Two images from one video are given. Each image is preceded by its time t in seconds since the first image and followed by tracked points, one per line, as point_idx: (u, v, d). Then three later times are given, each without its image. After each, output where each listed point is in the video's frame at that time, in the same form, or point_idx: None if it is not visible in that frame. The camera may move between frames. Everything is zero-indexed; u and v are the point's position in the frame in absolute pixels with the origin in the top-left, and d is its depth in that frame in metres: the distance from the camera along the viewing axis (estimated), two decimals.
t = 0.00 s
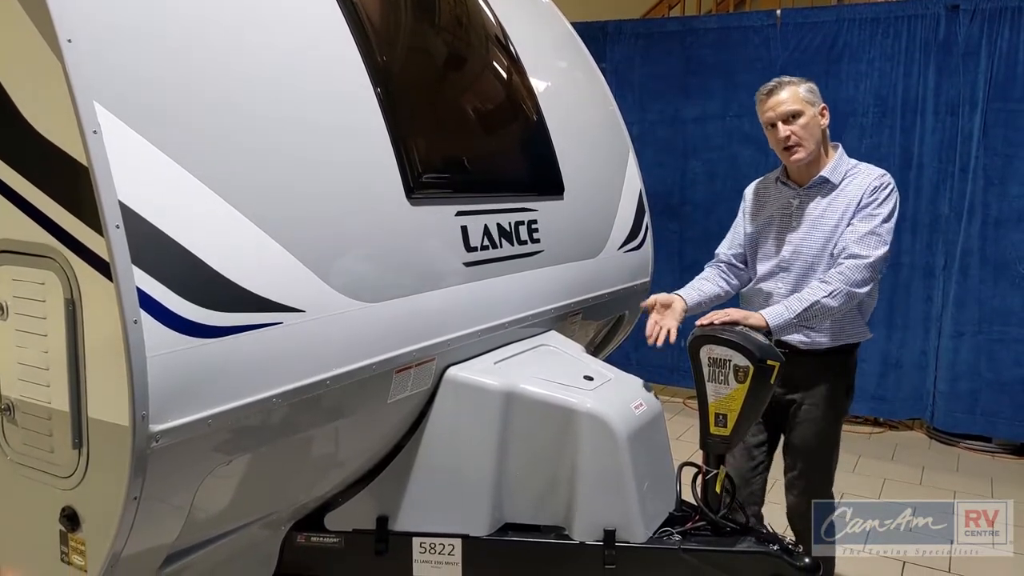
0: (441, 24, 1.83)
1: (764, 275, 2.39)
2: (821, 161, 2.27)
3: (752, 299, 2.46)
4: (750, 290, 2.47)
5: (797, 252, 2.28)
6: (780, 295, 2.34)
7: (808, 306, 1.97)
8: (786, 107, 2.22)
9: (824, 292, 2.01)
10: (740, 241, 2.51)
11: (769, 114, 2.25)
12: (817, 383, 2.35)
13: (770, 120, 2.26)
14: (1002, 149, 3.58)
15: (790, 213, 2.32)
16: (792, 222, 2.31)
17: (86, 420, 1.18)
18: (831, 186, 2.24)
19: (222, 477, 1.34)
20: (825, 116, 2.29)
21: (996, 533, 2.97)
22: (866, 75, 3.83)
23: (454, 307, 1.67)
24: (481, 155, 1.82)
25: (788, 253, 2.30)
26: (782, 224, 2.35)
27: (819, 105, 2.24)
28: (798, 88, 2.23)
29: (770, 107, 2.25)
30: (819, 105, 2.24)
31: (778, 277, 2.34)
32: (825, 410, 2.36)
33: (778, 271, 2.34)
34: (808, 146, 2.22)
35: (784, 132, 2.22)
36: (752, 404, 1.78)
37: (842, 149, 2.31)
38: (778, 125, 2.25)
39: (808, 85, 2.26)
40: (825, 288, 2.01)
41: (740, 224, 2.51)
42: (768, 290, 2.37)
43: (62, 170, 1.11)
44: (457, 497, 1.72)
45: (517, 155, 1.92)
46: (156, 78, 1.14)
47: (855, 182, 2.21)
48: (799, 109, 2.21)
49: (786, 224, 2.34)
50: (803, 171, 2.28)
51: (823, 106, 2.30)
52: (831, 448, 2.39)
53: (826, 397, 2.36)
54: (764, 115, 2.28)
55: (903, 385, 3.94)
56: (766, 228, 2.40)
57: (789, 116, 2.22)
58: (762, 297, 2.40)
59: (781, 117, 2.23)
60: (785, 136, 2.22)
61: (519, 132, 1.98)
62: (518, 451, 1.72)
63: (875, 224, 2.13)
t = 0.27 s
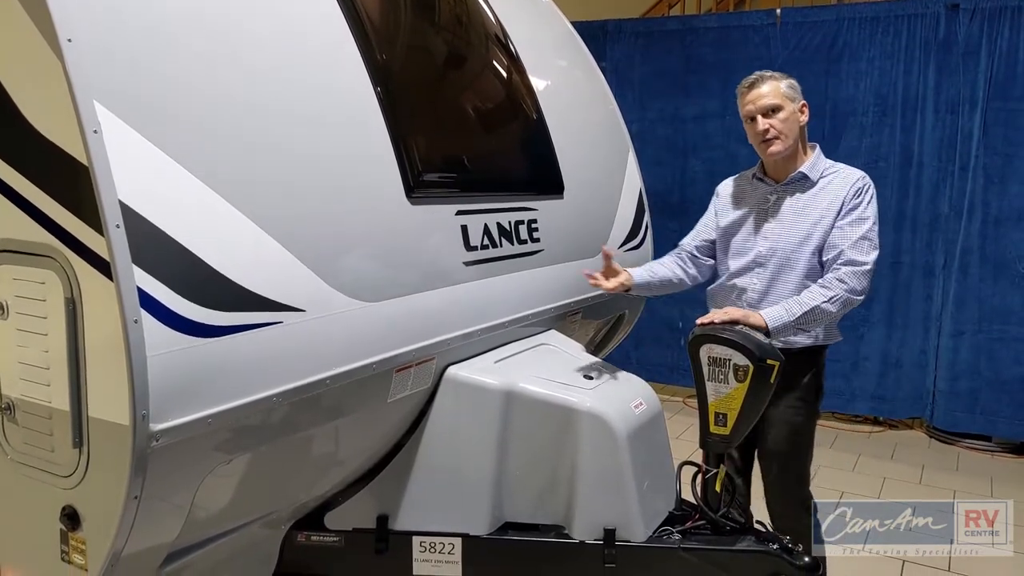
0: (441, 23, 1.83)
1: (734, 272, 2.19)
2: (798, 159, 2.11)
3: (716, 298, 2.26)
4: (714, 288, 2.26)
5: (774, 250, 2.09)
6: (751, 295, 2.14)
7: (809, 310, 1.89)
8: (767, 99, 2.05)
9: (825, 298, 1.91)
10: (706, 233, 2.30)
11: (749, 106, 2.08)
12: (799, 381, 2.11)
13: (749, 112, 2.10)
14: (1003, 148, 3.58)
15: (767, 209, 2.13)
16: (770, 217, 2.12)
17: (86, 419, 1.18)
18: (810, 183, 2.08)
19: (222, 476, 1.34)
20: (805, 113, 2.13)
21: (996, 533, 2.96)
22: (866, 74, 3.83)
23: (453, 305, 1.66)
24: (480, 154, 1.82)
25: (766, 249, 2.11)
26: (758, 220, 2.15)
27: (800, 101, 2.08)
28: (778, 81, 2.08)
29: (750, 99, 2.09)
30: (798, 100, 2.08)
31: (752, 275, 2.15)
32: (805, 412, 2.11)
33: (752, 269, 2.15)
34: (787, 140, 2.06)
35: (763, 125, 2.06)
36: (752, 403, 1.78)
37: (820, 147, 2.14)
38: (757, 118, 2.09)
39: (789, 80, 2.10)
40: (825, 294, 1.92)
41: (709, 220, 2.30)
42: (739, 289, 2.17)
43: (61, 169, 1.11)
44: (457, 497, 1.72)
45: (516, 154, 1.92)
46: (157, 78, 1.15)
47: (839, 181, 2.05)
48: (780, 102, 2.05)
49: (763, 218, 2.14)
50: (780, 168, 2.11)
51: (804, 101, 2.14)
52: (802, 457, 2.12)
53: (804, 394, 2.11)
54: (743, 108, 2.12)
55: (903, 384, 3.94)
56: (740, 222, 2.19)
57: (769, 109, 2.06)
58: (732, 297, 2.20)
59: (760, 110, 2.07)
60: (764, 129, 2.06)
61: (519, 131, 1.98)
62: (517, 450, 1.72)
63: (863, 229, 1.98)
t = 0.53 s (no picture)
0: (441, 22, 1.83)
1: (713, 270, 2.13)
2: (778, 157, 2.09)
3: (692, 295, 2.20)
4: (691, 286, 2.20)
5: (756, 248, 2.05)
6: (731, 293, 2.09)
7: (809, 312, 1.89)
8: (747, 93, 2.05)
9: (822, 299, 1.90)
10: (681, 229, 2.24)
11: (729, 100, 2.08)
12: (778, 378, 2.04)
13: (729, 107, 2.09)
14: (1003, 147, 3.58)
15: (748, 207, 2.09)
16: (751, 214, 2.08)
17: (85, 418, 1.18)
18: (791, 181, 2.05)
19: (222, 475, 1.34)
20: (785, 113, 2.14)
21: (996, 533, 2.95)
22: (866, 73, 3.82)
23: (453, 304, 1.66)
24: (480, 153, 1.82)
25: (747, 246, 2.06)
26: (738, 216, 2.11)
27: (781, 98, 2.08)
28: (760, 78, 2.08)
29: (731, 93, 2.09)
30: (779, 97, 2.08)
31: (731, 273, 2.09)
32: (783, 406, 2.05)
33: (731, 266, 2.09)
34: (768, 136, 2.04)
35: (743, 119, 2.05)
36: (751, 402, 1.78)
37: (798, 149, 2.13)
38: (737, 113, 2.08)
39: (772, 78, 2.10)
40: (822, 295, 1.91)
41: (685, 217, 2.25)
42: (719, 287, 2.12)
43: (60, 168, 1.11)
44: (457, 496, 1.72)
45: (516, 153, 1.92)
46: (156, 77, 1.15)
47: (821, 180, 2.02)
48: (761, 97, 2.05)
49: (743, 215, 2.10)
50: (759, 166, 2.09)
51: (785, 102, 2.14)
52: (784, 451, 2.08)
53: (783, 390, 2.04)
54: (724, 104, 2.11)
55: (903, 383, 3.94)
56: (720, 218, 2.14)
57: (750, 104, 2.06)
58: (710, 294, 2.15)
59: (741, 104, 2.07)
60: (745, 123, 2.05)
61: (519, 130, 1.97)
62: (516, 450, 1.72)
63: (849, 230, 1.97)
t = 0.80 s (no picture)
0: (440, 21, 1.83)
1: (703, 273, 2.11)
2: (758, 158, 2.09)
3: (681, 298, 2.18)
4: (679, 289, 2.18)
5: (745, 249, 2.04)
6: (723, 296, 2.08)
7: (807, 310, 1.90)
8: (728, 93, 2.04)
9: (819, 298, 1.92)
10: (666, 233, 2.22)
11: (710, 100, 2.07)
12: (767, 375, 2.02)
13: (710, 107, 2.08)
14: (1002, 146, 3.58)
15: (734, 208, 2.08)
16: (737, 215, 2.07)
17: (85, 417, 1.18)
18: (774, 179, 2.05)
19: (222, 474, 1.34)
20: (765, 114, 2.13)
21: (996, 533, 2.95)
22: (866, 72, 3.82)
23: (452, 303, 1.66)
24: (479, 152, 1.82)
25: (735, 249, 2.05)
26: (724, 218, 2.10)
27: (761, 98, 2.07)
28: (741, 78, 2.07)
29: (711, 93, 2.08)
30: (759, 97, 2.08)
31: (722, 275, 2.08)
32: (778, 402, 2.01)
33: (721, 269, 2.08)
34: (749, 136, 2.04)
35: (724, 120, 2.05)
36: (750, 402, 1.78)
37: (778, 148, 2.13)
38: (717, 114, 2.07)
39: (752, 77, 2.09)
40: (818, 293, 1.92)
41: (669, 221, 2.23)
42: (709, 290, 2.10)
43: (59, 167, 1.11)
44: (456, 495, 1.72)
45: (515, 152, 1.92)
46: (156, 77, 1.15)
47: (804, 178, 2.03)
48: (741, 97, 2.04)
49: (729, 216, 2.08)
50: (740, 166, 2.08)
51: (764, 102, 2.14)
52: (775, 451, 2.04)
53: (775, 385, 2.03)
54: (704, 104, 2.10)
55: (902, 382, 3.94)
56: (706, 221, 2.13)
57: (731, 103, 2.05)
58: (700, 298, 2.13)
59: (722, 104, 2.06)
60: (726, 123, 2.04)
61: (519, 129, 1.98)
62: (516, 449, 1.72)
63: (837, 226, 1.98)
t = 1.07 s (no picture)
0: (440, 20, 1.83)
1: (701, 277, 2.11)
2: (745, 157, 2.08)
3: (681, 302, 2.17)
4: (679, 293, 2.18)
5: (741, 251, 2.04)
6: (721, 299, 2.08)
7: (806, 309, 1.90)
8: (713, 91, 2.06)
9: (816, 297, 1.92)
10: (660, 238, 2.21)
11: (696, 98, 2.09)
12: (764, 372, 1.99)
13: (696, 105, 2.10)
14: (1002, 146, 3.58)
15: (727, 211, 2.08)
16: (731, 218, 2.06)
17: (84, 415, 1.18)
18: (765, 180, 2.05)
19: (221, 472, 1.34)
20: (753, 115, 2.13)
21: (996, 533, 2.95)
22: (866, 72, 3.82)
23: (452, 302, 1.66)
24: (478, 152, 1.82)
25: (732, 252, 2.04)
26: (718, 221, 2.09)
27: (748, 99, 2.08)
28: (727, 77, 2.09)
29: (697, 92, 2.09)
30: (747, 97, 2.08)
31: (720, 278, 2.08)
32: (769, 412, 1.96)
33: (719, 272, 2.08)
34: (735, 132, 2.04)
35: (709, 116, 2.05)
36: (749, 401, 1.78)
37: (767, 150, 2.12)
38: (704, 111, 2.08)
39: (739, 80, 2.11)
40: (815, 291, 1.92)
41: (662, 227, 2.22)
42: (708, 293, 2.11)
43: (58, 166, 1.11)
44: (456, 495, 1.72)
45: (515, 151, 1.92)
46: (156, 76, 1.15)
47: (795, 178, 2.03)
48: (727, 95, 2.05)
49: (723, 219, 2.08)
50: (726, 164, 2.08)
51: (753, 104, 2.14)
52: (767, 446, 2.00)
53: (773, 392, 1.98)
54: (691, 103, 2.12)
55: (902, 381, 3.94)
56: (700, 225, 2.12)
57: (717, 100, 2.06)
58: (700, 301, 2.13)
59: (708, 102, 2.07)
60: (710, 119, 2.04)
61: (518, 129, 1.98)
62: (515, 448, 1.72)
63: (830, 224, 1.99)
